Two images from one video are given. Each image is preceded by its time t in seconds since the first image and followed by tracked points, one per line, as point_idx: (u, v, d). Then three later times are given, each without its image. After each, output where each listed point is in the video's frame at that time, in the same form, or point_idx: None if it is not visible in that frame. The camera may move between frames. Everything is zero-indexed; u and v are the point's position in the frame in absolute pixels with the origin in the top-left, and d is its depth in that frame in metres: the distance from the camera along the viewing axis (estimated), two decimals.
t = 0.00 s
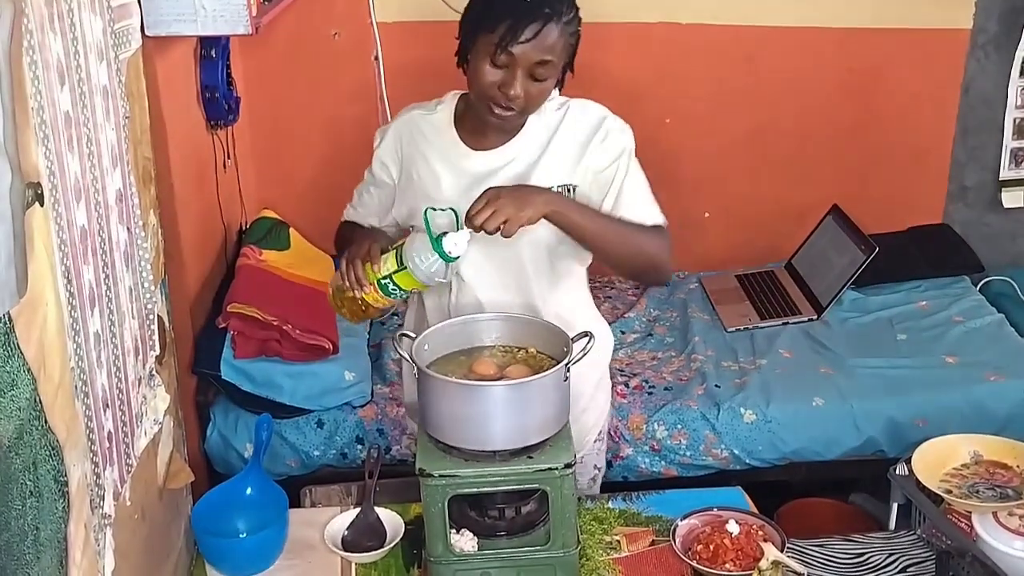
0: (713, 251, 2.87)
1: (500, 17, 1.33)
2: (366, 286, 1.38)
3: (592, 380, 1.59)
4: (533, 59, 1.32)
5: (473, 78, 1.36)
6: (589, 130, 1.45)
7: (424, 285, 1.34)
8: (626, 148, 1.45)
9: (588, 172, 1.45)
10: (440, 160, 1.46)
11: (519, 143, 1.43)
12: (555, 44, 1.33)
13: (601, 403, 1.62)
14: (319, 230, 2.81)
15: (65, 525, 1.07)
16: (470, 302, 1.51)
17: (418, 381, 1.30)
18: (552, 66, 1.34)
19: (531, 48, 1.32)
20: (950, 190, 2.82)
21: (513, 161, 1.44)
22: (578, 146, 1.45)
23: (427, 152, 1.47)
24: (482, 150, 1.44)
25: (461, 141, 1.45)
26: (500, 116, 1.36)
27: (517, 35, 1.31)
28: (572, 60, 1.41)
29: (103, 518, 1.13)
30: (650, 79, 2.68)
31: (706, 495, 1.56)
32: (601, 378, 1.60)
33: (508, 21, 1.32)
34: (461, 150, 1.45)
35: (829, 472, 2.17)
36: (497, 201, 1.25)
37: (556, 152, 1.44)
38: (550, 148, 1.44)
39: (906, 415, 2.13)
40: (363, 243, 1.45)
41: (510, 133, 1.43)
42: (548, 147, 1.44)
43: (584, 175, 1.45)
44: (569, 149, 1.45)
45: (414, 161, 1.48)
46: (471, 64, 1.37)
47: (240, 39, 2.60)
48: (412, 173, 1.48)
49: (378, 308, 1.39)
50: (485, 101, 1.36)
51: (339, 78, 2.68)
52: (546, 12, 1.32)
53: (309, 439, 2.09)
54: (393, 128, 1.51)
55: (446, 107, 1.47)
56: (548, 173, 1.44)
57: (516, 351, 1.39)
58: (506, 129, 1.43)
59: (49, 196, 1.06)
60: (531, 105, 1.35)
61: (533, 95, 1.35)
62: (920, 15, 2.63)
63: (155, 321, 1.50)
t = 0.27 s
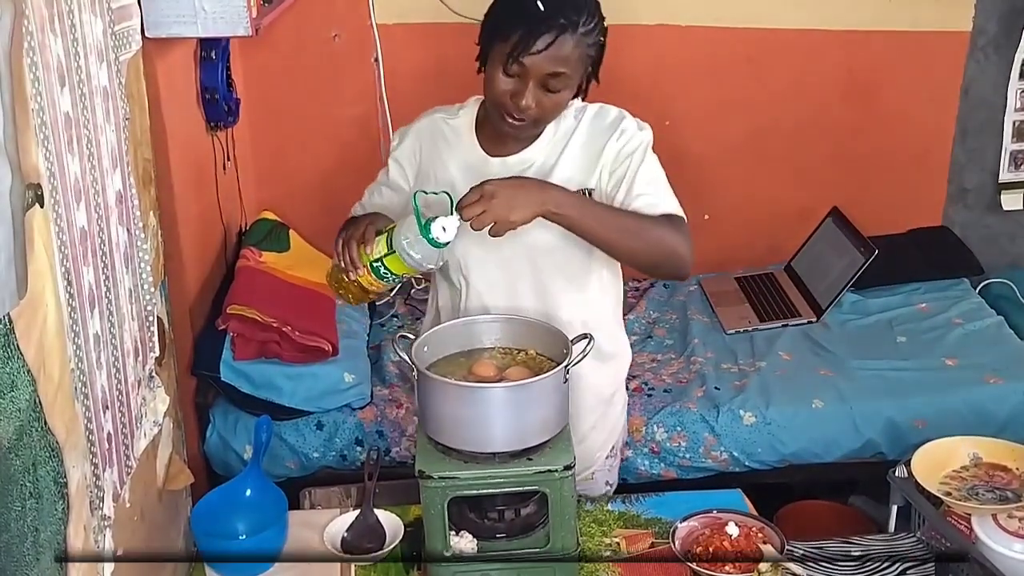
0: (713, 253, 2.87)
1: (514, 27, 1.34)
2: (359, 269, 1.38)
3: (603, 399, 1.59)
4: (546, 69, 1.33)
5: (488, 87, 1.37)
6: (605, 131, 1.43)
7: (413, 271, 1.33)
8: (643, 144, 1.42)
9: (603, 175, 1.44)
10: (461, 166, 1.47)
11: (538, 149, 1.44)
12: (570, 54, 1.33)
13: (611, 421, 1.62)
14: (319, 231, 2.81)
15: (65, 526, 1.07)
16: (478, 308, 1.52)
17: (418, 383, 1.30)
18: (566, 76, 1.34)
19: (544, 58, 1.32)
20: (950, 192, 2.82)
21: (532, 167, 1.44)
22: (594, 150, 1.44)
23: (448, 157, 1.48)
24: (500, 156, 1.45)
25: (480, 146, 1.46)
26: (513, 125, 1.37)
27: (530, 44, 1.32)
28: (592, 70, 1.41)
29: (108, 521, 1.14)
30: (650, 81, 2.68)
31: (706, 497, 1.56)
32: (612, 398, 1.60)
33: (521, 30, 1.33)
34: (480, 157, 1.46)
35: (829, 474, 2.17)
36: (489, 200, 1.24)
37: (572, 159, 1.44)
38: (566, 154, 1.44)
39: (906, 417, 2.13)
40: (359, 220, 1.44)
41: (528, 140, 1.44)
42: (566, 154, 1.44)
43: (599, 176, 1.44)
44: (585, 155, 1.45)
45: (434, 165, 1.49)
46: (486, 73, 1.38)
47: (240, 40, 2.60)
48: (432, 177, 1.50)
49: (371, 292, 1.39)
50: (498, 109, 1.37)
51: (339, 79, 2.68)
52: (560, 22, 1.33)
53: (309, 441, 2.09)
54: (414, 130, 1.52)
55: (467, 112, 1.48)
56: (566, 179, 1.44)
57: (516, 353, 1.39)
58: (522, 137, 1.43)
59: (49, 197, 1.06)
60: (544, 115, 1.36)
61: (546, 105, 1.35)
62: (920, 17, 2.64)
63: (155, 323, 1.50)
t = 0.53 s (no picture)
0: (713, 251, 2.87)
1: (525, 36, 1.33)
2: (371, 277, 1.38)
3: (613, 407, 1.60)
4: (558, 78, 1.33)
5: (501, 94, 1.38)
6: (621, 138, 1.44)
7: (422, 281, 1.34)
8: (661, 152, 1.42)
9: (618, 181, 1.44)
10: (475, 168, 1.48)
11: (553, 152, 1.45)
12: (582, 63, 1.33)
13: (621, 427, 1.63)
14: (319, 230, 2.81)
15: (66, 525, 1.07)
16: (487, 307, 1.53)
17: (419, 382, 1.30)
18: (578, 84, 1.34)
19: (556, 68, 1.32)
20: (950, 190, 2.82)
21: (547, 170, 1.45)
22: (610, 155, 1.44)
23: (463, 159, 1.49)
24: (515, 159, 1.46)
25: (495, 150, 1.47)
26: (527, 131, 1.38)
27: (541, 53, 1.32)
28: (607, 74, 1.40)
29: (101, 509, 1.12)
30: (650, 79, 2.68)
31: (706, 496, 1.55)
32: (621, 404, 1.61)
33: (532, 39, 1.33)
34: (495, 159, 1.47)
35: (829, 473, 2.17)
36: (492, 217, 1.23)
37: (587, 163, 1.45)
38: (581, 158, 1.44)
39: (906, 416, 2.13)
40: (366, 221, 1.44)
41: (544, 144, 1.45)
42: (581, 157, 1.45)
43: (614, 183, 1.44)
44: (600, 159, 1.45)
45: (449, 166, 1.50)
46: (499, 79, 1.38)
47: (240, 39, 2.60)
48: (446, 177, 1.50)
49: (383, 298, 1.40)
50: (512, 116, 1.38)
51: (339, 78, 2.68)
52: (572, 31, 1.32)
53: (309, 440, 2.09)
54: (431, 130, 1.53)
55: (484, 113, 1.49)
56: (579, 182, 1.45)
57: (516, 351, 1.39)
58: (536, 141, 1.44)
59: (48, 197, 1.06)
60: (558, 121, 1.37)
61: (559, 113, 1.36)
62: (920, 15, 2.63)
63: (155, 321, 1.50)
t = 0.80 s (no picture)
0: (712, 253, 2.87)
1: (544, 43, 1.34)
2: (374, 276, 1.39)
3: (621, 412, 1.61)
4: (575, 85, 1.33)
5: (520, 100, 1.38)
6: (638, 141, 1.44)
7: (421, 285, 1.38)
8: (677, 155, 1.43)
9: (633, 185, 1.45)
10: (489, 171, 1.48)
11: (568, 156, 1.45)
12: (599, 72, 1.33)
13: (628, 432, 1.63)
14: (319, 231, 2.81)
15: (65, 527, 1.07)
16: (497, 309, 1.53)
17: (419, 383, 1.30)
18: (595, 93, 1.34)
19: (572, 76, 1.32)
20: (950, 192, 2.82)
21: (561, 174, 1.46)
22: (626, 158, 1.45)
23: (477, 160, 1.49)
24: (530, 162, 1.47)
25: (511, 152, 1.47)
26: (544, 137, 1.39)
27: (558, 61, 1.32)
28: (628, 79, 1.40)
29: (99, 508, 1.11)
30: (650, 80, 2.68)
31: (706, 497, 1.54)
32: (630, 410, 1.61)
33: (550, 46, 1.33)
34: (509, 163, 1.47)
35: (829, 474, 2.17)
36: (488, 236, 1.24)
37: (602, 167, 1.45)
38: (595, 162, 1.45)
39: (906, 417, 2.13)
40: (371, 218, 1.43)
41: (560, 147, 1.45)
42: (597, 160, 1.45)
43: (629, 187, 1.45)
44: (615, 162, 1.46)
45: (462, 166, 1.50)
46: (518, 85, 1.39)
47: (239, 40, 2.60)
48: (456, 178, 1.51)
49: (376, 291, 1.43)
50: (530, 121, 1.38)
51: (340, 80, 2.68)
52: (590, 39, 1.32)
53: (309, 441, 2.09)
54: (445, 127, 1.53)
55: (501, 115, 1.49)
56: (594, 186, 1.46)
57: (516, 352, 1.39)
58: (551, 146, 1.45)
59: (48, 198, 1.06)
60: (575, 128, 1.37)
61: (576, 119, 1.36)
62: (920, 17, 2.63)
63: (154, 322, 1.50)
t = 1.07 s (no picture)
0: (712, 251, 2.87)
1: (553, 49, 1.34)
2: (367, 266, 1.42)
3: (627, 419, 1.60)
4: (584, 92, 1.33)
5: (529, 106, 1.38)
6: (649, 146, 1.44)
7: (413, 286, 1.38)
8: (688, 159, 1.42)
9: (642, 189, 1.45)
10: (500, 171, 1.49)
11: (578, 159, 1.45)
12: (609, 79, 1.33)
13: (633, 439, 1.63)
14: (319, 230, 2.81)
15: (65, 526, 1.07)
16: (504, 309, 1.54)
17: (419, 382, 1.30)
18: (604, 99, 1.34)
19: (581, 82, 1.32)
20: (950, 191, 2.82)
21: (572, 178, 1.46)
22: (637, 163, 1.45)
23: (489, 160, 1.49)
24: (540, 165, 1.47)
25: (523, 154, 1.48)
26: (553, 143, 1.38)
27: (568, 67, 1.32)
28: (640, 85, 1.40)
29: (99, 507, 1.12)
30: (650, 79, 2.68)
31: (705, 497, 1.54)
32: (636, 416, 1.61)
33: (559, 52, 1.33)
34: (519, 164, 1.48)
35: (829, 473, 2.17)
36: (480, 251, 1.24)
37: (612, 171, 1.46)
38: (606, 166, 1.45)
39: (906, 416, 2.13)
40: (369, 208, 1.44)
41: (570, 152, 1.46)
42: (607, 164, 1.45)
43: (638, 192, 1.45)
44: (625, 166, 1.46)
45: (472, 164, 1.50)
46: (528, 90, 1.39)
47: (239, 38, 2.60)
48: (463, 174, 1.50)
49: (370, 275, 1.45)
50: (539, 127, 1.38)
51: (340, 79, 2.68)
52: (600, 46, 1.32)
53: (309, 440, 2.09)
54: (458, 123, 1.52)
55: (514, 114, 1.49)
56: (602, 190, 1.46)
57: (516, 352, 1.39)
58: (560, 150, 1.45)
59: (48, 197, 1.06)
60: (583, 135, 1.37)
61: (585, 125, 1.36)
62: (921, 16, 2.63)
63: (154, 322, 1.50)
